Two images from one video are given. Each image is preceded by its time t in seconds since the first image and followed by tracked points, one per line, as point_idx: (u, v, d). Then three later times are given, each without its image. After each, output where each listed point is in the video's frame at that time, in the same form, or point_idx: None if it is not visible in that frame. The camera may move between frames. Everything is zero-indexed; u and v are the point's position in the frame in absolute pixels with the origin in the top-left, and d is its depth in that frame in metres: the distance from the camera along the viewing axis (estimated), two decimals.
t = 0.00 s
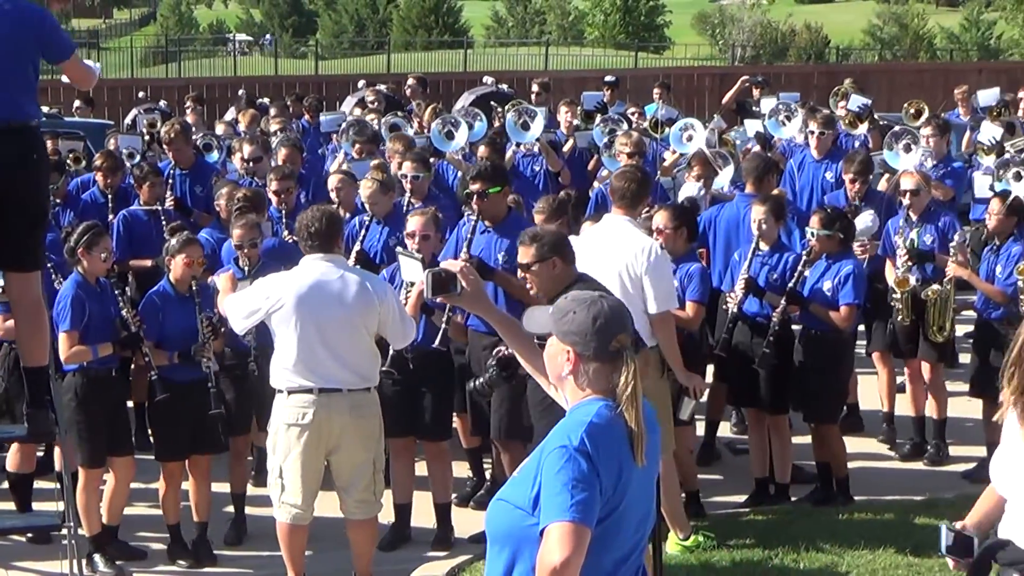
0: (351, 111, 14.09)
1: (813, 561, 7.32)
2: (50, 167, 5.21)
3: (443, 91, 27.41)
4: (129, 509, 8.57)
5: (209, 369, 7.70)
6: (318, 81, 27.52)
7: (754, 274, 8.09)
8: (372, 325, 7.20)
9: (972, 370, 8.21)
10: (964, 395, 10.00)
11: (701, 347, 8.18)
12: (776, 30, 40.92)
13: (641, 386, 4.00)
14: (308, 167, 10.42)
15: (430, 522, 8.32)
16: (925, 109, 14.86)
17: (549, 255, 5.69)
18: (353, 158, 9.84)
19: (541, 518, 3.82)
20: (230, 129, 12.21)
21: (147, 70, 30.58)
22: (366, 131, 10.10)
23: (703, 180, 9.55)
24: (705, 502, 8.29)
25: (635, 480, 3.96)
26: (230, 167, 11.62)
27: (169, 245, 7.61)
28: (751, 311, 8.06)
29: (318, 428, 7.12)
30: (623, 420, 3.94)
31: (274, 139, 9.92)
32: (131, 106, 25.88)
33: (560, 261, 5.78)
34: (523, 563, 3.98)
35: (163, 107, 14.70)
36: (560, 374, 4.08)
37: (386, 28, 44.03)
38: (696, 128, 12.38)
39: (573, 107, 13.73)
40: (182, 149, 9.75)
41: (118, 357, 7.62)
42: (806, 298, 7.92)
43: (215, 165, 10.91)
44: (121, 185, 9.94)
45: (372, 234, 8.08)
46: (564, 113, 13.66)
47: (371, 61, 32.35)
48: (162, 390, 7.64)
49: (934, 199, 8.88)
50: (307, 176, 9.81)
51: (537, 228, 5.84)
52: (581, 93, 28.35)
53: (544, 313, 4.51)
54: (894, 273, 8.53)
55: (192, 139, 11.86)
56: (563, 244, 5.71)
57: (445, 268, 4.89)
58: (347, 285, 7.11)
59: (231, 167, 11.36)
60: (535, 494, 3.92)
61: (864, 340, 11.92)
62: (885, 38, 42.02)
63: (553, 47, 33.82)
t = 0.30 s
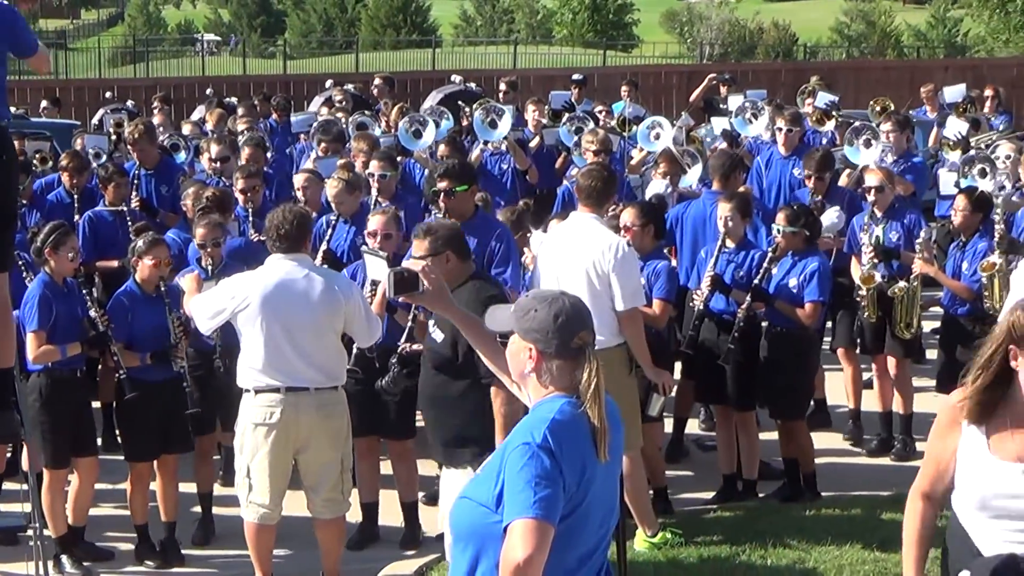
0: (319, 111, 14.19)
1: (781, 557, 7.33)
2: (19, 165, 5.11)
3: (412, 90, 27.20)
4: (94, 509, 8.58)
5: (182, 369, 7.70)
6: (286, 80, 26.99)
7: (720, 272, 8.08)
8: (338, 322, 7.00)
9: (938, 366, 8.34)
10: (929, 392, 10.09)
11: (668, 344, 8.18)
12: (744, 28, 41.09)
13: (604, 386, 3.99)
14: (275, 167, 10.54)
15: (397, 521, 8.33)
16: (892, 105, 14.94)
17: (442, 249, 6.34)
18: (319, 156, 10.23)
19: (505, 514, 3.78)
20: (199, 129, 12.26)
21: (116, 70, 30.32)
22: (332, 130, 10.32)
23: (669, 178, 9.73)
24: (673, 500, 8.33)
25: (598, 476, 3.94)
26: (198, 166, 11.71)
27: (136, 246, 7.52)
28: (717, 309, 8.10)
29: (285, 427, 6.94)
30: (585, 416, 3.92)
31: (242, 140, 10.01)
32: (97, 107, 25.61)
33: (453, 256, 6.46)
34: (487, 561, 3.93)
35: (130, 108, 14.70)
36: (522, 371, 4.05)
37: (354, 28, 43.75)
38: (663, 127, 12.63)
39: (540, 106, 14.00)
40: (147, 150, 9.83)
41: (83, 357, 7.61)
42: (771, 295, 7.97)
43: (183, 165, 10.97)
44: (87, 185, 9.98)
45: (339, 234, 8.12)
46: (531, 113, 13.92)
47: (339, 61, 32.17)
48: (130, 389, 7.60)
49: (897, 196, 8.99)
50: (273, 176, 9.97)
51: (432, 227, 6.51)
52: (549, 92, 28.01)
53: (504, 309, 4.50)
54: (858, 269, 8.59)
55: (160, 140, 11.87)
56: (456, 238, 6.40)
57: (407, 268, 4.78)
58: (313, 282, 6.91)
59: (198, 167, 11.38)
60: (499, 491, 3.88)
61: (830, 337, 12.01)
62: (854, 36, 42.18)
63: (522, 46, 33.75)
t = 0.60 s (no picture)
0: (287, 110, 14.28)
1: (748, 553, 7.34)
2: None
3: (381, 89, 27.13)
4: (60, 511, 8.56)
5: (148, 368, 7.72)
6: (253, 79, 26.89)
7: (686, 268, 8.09)
8: (304, 322, 6.90)
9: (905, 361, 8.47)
10: (897, 387, 10.23)
11: (635, 341, 8.21)
12: (713, 25, 41.25)
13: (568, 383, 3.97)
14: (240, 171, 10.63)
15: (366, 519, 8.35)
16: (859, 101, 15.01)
17: (345, 250, 5.89)
18: (286, 155, 10.30)
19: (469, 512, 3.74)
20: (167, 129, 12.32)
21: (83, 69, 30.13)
22: (298, 129, 10.40)
23: (636, 174, 10.04)
24: (642, 496, 8.37)
25: (562, 474, 3.91)
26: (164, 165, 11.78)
27: (101, 246, 7.49)
28: (685, 305, 8.14)
29: (252, 426, 6.85)
30: (550, 413, 3.90)
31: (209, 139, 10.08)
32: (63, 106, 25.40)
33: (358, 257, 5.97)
34: (451, 556, 3.90)
35: (96, 108, 14.72)
36: (486, 368, 4.02)
37: (323, 27, 43.58)
38: (630, 125, 12.71)
39: (507, 103, 14.04)
40: (109, 149, 9.97)
41: (48, 357, 7.57)
42: (739, 291, 7.96)
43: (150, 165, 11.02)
44: (52, 185, 10.04)
45: (306, 232, 8.16)
46: (499, 110, 13.96)
47: (308, 60, 32.07)
48: (96, 390, 7.58)
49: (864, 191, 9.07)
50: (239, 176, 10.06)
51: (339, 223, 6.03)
52: (516, 90, 27.84)
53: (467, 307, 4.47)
54: (825, 265, 8.71)
55: (127, 139, 11.89)
56: (360, 239, 5.91)
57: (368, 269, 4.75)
58: (279, 282, 6.82)
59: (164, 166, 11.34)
60: (462, 488, 3.84)
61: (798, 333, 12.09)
62: (821, 32, 42.29)
63: (489, 44, 33.76)
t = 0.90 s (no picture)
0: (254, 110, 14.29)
1: (716, 550, 7.35)
2: None
3: (348, 88, 27.04)
4: (27, 512, 8.55)
5: (112, 368, 7.68)
6: (220, 79, 26.78)
7: (654, 266, 8.11)
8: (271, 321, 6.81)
9: (872, 357, 8.64)
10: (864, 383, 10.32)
11: (603, 339, 8.22)
12: (681, 24, 41.38)
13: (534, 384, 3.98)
14: (207, 171, 10.69)
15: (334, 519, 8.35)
16: (825, 99, 15.05)
17: (230, 260, 5.88)
18: (253, 155, 10.33)
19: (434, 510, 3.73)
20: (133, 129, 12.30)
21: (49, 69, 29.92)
22: (266, 128, 10.41)
23: (604, 172, 10.14)
24: (611, 494, 8.40)
25: (529, 471, 3.91)
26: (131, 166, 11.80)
27: (65, 245, 7.52)
28: (651, 304, 8.14)
29: (221, 428, 6.73)
30: (515, 411, 3.90)
31: (175, 139, 10.10)
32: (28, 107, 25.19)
33: (243, 265, 5.96)
34: (419, 556, 3.87)
35: (62, 108, 14.69)
36: (452, 367, 3.99)
37: (292, 27, 43.50)
38: (597, 125, 12.88)
39: (475, 102, 14.09)
40: (72, 149, 9.97)
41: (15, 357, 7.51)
42: (707, 289, 8.01)
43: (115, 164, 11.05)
44: (18, 185, 10.05)
45: (274, 232, 8.19)
46: (467, 108, 14.00)
47: (277, 60, 31.95)
48: (62, 389, 7.57)
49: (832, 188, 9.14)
50: (206, 176, 10.13)
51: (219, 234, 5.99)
52: (484, 89, 27.77)
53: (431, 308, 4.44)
54: (794, 259, 8.83)
55: (93, 140, 11.87)
56: (244, 248, 5.90)
57: (335, 264, 4.74)
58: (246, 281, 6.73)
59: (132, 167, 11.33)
60: (428, 487, 3.82)
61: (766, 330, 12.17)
62: (790, 30, 42.39)
63: (457, 43, 33.80)
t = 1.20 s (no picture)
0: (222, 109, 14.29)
1: (686, 547, 7.36)
2: None
3: (317, 85, 26.97)
4: None
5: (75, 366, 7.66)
6: (189, 77, 26.68)
7: (623, 264, 8.11)
8: (240, 321, 6.64)
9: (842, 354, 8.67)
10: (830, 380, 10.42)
11: (572, 337, 8.25)
12: (649, 22, 41.52)
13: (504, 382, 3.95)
14: (176, 169, 10.71)
15: (303, 517, 8.36)
16: (794, 95, 15.11)
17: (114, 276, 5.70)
18: (221, 155, 10.37)
19: (402, 509, 3.69)
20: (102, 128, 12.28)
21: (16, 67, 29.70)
22: (234, 127, 10.42)
23: (572, 170, 10.21)
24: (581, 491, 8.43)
25: (497, 469, 3.88)
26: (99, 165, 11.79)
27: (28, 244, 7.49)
28: (620, 301, 8.17)
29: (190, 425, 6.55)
30: (483, 409, 3.86)
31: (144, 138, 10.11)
32: None
33: (129, 279, 5.78)
34: (387, 555, 3.83)
35: (28, 108, 14.65)
36: (420, 365, 3.94)
37: (260, 25, 43.42)
38: (565, 121, 12.77)
39: (444, 100, 14.09)
40: (34, 148, 9.96)
41: None
42: (677, 287, 8.02)
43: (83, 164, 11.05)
44: None
45: (243, 231, 8.22)
46: (435, 107, 13.97)
47: (246, 58, 31.86)
48: (27, 386, 7.61)
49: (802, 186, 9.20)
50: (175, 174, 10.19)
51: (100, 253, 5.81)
52: (453, 87, 27.75)
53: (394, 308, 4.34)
54: (766, 259, 8.79)
55: (61, 139, 11.84)
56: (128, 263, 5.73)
57: (302, 261, 4.72)
58: (214, 282, 6.56)
59: (100, 167, 11.28)
60: (396, 485, 3.77)
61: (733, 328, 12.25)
62: (758, 28, 42.54)
63: (426, 41, 33.84)
